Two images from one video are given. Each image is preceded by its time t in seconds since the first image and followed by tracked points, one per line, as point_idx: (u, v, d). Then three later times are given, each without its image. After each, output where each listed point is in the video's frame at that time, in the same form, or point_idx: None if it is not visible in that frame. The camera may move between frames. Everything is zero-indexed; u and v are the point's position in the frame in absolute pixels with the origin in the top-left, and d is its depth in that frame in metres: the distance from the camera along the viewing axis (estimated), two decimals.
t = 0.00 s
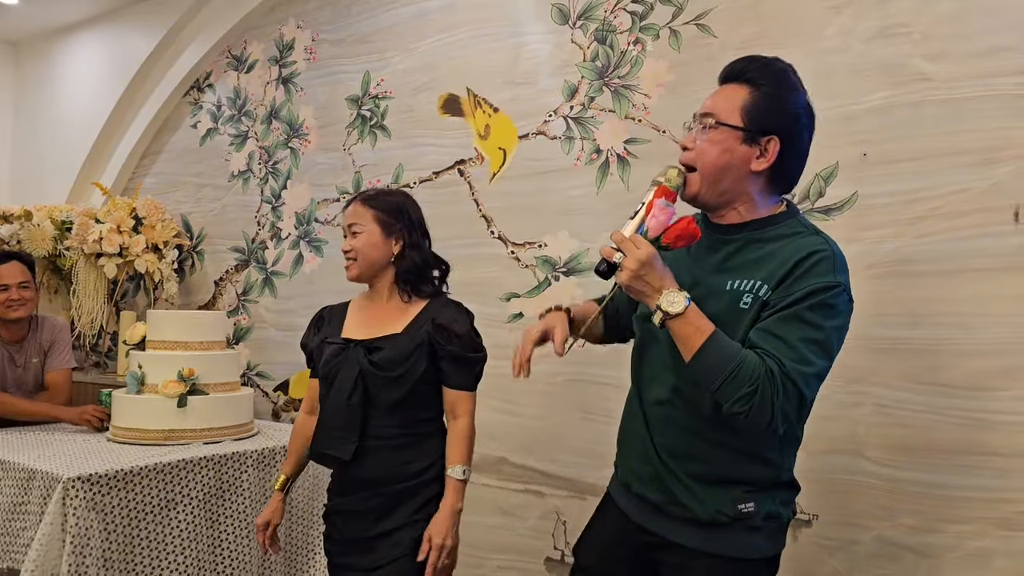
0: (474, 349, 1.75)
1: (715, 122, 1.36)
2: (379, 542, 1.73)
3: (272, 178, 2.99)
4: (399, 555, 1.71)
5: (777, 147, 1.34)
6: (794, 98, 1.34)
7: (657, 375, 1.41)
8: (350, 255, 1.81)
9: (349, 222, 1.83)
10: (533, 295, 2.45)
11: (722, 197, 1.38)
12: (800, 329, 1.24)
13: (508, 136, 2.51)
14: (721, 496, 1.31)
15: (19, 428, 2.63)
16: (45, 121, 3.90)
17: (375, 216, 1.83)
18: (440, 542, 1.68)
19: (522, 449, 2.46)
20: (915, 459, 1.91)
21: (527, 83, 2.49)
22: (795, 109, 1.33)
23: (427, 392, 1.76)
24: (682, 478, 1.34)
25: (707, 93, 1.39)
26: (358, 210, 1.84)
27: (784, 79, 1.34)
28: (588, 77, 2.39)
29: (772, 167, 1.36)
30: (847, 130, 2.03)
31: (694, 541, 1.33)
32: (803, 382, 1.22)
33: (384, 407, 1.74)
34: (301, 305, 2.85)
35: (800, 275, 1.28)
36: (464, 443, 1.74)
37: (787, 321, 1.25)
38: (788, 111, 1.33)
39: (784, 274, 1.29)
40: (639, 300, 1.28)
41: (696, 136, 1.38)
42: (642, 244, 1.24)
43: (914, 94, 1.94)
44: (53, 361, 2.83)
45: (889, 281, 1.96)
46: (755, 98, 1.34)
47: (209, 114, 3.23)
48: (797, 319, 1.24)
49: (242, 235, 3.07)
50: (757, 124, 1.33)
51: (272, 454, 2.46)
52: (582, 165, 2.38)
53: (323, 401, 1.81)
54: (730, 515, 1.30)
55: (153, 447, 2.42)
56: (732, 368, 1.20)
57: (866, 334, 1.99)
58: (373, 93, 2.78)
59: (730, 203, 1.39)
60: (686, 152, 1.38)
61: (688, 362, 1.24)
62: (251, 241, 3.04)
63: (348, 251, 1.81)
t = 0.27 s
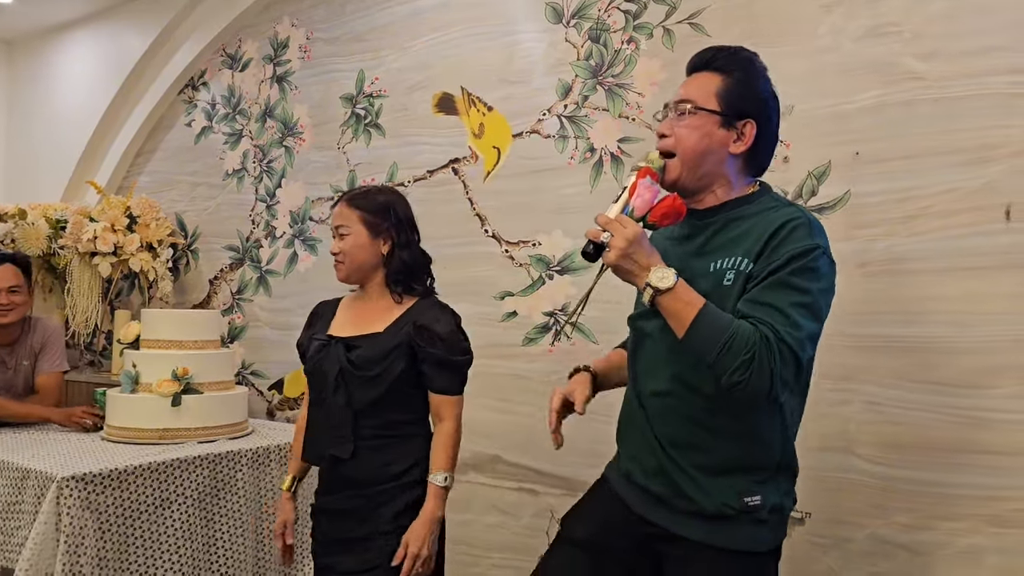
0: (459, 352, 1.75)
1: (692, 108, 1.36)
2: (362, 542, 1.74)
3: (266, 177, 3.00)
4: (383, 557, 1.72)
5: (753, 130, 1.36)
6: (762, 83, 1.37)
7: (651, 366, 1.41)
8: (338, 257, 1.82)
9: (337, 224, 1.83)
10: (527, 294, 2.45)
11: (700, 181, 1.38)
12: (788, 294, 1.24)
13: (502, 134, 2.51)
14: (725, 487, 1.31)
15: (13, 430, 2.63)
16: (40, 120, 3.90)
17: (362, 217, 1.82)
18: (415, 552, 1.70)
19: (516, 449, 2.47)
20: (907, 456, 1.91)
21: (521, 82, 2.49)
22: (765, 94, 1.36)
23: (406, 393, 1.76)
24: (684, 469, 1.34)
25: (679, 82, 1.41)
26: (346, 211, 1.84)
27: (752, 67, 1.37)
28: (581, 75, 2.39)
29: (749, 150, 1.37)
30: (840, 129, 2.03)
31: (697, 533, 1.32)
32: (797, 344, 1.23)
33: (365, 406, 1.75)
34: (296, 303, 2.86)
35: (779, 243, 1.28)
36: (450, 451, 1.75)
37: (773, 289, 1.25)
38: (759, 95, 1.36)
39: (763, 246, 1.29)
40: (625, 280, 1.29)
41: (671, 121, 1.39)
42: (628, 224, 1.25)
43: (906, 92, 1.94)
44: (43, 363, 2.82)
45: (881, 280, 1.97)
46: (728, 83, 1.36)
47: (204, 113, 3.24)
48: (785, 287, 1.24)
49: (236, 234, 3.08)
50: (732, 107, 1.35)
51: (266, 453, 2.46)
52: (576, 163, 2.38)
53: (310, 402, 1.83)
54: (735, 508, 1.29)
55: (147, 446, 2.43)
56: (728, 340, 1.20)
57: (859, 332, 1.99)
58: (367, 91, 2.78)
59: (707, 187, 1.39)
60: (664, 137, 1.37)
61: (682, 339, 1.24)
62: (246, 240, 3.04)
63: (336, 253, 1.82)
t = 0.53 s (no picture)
0: (427, 358, 1.78)
1: (671, 129, 1.40)
2: (344, 554, 1.77)
3: (260, 177, 3.00)
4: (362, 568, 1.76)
5: (730, 151, 1.42)
6: (734, 108, 1.43)
7: (638, 380, 1.44)
8: (315, 262, 1.85)
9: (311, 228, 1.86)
10: (520, 294, 2.46)
11: (681, 202, 1.44)
12: (776, 300, 1.28)
13: (495, 135, 2.51)
14: (715, 496, 1.32)
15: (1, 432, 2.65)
16: (30, 120, 3.89)
17: (335, 221, 1.85)
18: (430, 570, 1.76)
19: (509, 449, 2.47)
20: (896, 455, 1.93)
21: (513, 82, 2.49)
22: (734, 116, 1.43)
23: (373, 402, 1.79)
24: (673, 481, 1.36)
25: (652, 105, 1.45)
26: (320, 216, 1.86)
27: (721, 91, 1.43)
28: (574, 76, 2.39)
29: (726, 171, 1.44)
30: (831, 130, 2.04)
31: (689, 545, 1.33)
32: (790, 346, 1.27)
33: (331, 415, 1.78)
34: (289, 304, 2.87)
35: (760, 252, 1.33)
36: (432, 460, 1.81)
37: (759, 295, 1.29)
38: (731, 118, 1.42)
39: (744, 257, 1.35)
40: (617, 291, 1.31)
41: (649, 143, 1.42)
42: (621, 237, 1.27)
43: (896, 94, 1.95)
44: (34, 368, 2.79)
45: (871, 281, 1.98)
46: (702, 107, 1.41)
47: (196, 113, 3.23)
48: (772, 292, 1.29)
49: (230, 234, 3.08)
50: (709, 130, 1.40)
51: (258, 454, 2.47)
52: (568, 164, 2.38)
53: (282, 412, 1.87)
54: (726, 517, 1.31)
55: (139, 447, 2.43)
56: (727, 343, 1.22)
57: (849, 332, 2.00)
58: (360, 92, 2.78)
59: (686, 207, 1.45)
60: (645, 157, 1.41)
61: (678, 347, 1.25)
62: (239, 241, 3.04)
63: (313, 258, 1.85)
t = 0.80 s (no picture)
0: (392, 359, 1.80)
1: (648, 119, 1.41)
2: (310, 555, 1.77)
3: (252, 176, 3.00)
4: (329, 570, 1.77)
5: (703, 142, 1.44)
6: (703, 99, 1.45)
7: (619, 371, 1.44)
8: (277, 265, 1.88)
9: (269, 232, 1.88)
10: (513, 293, 2.46)
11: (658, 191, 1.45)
12: (759, 278, 1.32)
13: (488, 133, 2.51)
14: (703, 484, 1.34)
15: None
16: (21, 119, 3.87)
17: (290, 224, 1.86)
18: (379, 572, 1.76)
19: (503, 448, 2.47)
20: (888, 453, 1.93)
21: (506, 81, 2.49)
22: (705, 107, 1.45)
23: (340, 404, 1.80)
24: (658, 470, 1.37)
25: (625, 96, 1.46)
26: (276, 219, 1.88)
27: (692, 82, 1.45)
28: (567, 75, 2.39)
29: (700, 161, 1.46)
30: (824, 128, 2.04)
31: (677, 534, 1.34)
32: (778, 323, 1.30)
33: (297, 417, 1.80)
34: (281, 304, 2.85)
35: (741, 233, 1.36)
36: (399, 460, 1.81)
37: (744, 274, 1.33)
38: (704, 109, 1.44)
39: (724, 239, 1.37)
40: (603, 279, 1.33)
41: (626, 133, 1.43)
42: (606, 224, 1.31)
43: (888, 92, 1.95)
44: (24, 373, 2.76)
45: (863, 279, 1.98)
46: (676, 98, 1.43)
47: (189, 112, 3.22)
48: (755, 271, 1.32)
49: (223, 233, 3.07)
50: (684, 121, 1.42)
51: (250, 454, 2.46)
52: (561, 163, 2.38)
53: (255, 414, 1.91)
54: (714, 505, 1.32)
55: (130, 447, 2.42)
56: (716, 324, 1.25)
57: (843, 330, 2.00)
58: (353, 91, 2.78)
59: (662, 196, 1.46)
60: (623, 148, 1.41)
61: (670, 332, 1.27)
62: (232, 240, 3.03)
63: (275, 261, 1.87)
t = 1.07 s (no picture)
0: (313, 367, 1.79)
1: (609, 131, 1.41)
2: (231, 569, 1.78)
3: (243, 177, 3.00)
4: None
5: (664, 150, 1.45)
6: (663, 108, 1.45)
7: (580, 378, 1.45)
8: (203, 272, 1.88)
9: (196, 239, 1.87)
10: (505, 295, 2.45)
11: (621, 201, 1.46)
12: (728, 289, 1.33)
13: (480, 134, 2.51)
14: (669, 484, 1.34)
15: None
16: (11, 120, 3.85)
17: (213, 232, 1.84)
18: None
19: (495, 449, 2.47)
20: (880, 453, 1.93)
21: (499, 82, 2.49)
22: (664, 116, 1.45)
23: (259, 413, 1.79)
24: (619, 473, 1.36)
25: (585, 107, 1.45)
26: (202, 227, 1.87)
27: (651, 92, 1.45)
28: (559, 75, 2.38)
29: (662, 170, 1.47)
30: (816, 129, 2.04)
31: (642, 533, 1.34)
32: (748, 335, 1.31)
33: (218, 428, 1.79)
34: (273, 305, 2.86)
35: (708, 244, 1.37)
36: (320, 467, 1.81)
37: (714, 286, 1.33)
38: (663, 119, 1.45)
39: (691, 250, 1.38)
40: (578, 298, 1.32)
41: (589, 145, 1.43)
42: (577, 243, 1.30)
43: (880, 92, 1.95)
44: (10, 376, 2.75)
45: (855, 280, 1.98)
46: (637, 107, 1.43)
47: (180, 112, 3.21)
48: (724, 281, 1.33)
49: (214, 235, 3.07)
50: (644, 131, 1.42)
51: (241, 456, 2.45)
52: (553, 163, 2.37)
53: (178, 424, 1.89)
54: (682, 501, 1.33)
55: (120, 450, 2.41)
56: (689, 337, 1.25)
57: (835, 331, 2.00)
58: (345, 92, 2.77)
59: (626, 207, 1.47)
60: (587, 160, 1.41)
61: (645, 347, 1.27)
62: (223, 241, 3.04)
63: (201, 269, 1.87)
